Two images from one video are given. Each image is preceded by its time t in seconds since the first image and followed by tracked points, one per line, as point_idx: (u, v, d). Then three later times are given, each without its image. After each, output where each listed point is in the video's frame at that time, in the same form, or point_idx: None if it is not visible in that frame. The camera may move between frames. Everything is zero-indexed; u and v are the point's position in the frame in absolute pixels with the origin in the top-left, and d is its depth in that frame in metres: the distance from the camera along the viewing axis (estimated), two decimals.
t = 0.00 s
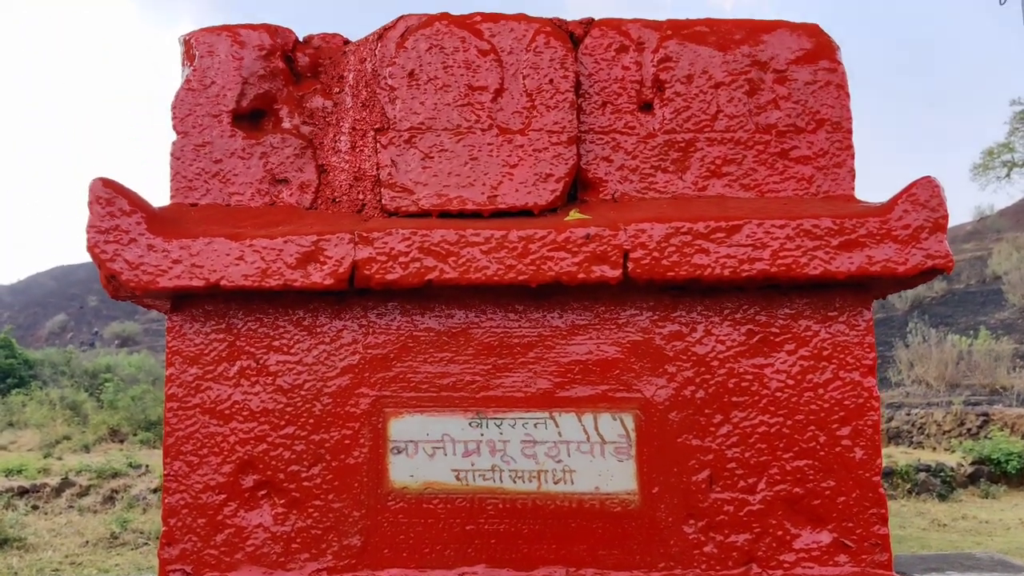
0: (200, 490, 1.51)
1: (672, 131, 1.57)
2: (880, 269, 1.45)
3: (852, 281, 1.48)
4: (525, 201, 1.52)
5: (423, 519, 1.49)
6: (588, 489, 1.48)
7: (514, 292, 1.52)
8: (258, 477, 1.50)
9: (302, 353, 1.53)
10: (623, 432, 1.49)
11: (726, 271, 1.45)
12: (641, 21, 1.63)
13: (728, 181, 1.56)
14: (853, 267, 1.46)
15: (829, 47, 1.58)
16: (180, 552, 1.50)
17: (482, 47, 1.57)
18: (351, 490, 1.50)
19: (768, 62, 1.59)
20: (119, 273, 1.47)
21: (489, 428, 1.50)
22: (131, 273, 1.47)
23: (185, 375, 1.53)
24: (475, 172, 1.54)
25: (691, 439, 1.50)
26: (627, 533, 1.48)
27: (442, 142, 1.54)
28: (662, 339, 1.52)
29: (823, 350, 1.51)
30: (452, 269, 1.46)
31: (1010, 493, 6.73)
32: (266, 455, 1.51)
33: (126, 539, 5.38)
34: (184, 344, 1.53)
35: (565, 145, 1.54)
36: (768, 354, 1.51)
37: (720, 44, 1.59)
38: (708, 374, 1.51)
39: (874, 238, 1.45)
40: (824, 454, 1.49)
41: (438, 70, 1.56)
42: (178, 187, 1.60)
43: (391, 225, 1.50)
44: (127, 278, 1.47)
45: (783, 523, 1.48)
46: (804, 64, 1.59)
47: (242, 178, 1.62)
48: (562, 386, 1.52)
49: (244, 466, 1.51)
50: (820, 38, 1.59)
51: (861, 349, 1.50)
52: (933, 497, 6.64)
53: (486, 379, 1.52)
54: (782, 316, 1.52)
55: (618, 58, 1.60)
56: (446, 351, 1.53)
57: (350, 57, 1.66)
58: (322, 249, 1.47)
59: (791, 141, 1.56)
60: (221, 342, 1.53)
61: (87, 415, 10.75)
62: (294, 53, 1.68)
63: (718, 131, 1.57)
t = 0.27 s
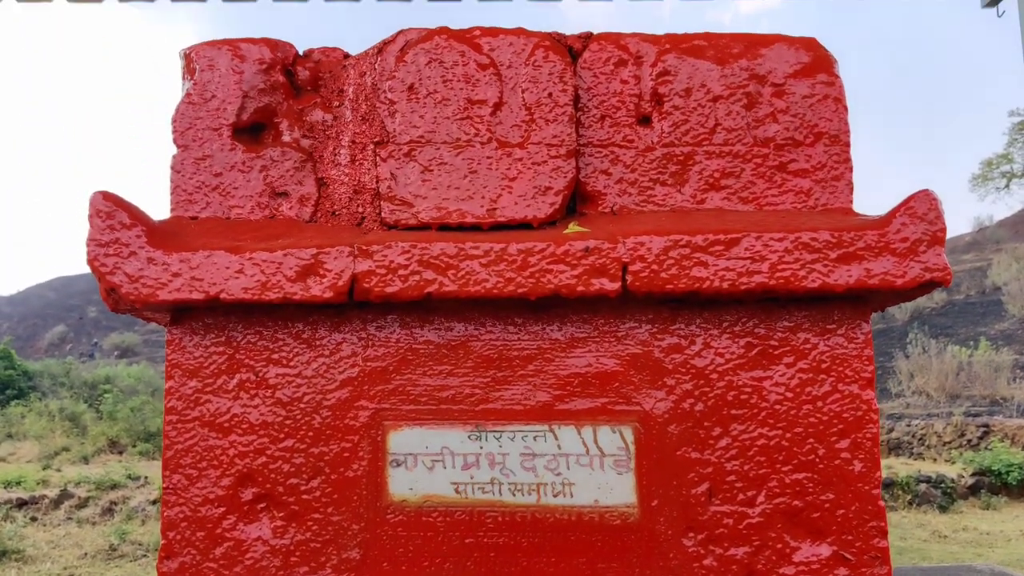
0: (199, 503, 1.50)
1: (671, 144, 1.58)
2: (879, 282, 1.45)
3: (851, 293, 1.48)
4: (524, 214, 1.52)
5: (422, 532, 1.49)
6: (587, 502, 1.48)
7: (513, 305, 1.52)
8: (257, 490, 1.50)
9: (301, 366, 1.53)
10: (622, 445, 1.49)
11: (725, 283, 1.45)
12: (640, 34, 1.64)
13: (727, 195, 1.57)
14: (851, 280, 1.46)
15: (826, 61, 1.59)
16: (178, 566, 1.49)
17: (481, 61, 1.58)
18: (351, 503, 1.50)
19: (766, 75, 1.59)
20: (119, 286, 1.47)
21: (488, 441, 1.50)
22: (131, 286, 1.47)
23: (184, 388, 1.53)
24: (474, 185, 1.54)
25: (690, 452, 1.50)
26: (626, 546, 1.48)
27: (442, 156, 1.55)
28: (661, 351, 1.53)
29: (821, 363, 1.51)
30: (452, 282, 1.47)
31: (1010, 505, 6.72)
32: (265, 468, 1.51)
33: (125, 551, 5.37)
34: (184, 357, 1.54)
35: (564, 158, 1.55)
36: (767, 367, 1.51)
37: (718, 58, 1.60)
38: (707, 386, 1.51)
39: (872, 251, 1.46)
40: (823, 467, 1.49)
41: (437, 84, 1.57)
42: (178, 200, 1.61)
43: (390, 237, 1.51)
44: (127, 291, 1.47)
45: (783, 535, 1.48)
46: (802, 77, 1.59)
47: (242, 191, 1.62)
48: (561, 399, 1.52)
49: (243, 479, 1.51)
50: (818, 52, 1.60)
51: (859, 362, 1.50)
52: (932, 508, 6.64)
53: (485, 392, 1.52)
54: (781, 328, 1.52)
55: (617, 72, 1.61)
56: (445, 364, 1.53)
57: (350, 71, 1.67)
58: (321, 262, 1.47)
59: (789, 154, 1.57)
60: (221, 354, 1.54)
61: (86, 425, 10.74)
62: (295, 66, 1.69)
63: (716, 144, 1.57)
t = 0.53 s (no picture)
0: (199, 510, 1.50)
1: (671, 151, 1.58)
2: (880, 289, 1.45)
3: (852, 300, 1.48)
4: (525, 221, 1.52)
5: (422, 540, 1.48)
6: (588, 510, 1.47)
7: (514, 312, 1.52)
8: (257, 497, 1.50)
9: (301, 373, 1.53)
10: (623, 452, 1.49)
11: (726, 291, 1.45)
12: (640, 42, 1.65)
13: (727, 202, 1.56)
14: (852, 287, 1.46)
15: (826, 68, 1.59)
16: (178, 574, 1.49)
17: (482, 68, 1.58)
18: (351, 511, 1.49)
19: (767, 82, 1.60)
20: (119, 293, 1.47)
21: (489, 448, 1.49)
22: (131, 293, 1.47)
23: (184, 395, 1.53)
24: (474, 192, 1.54)
25: (691, 459, 1.50)
26: (628, 554, 1.47)
27: (442, 162, 1.55)
28: (662, 358, 1.52)
29: (822, 370, 1.51)
30: (452, 289, 1.46)
31: (1011, 513, 6.72)
32: (265, 475, 1.50)
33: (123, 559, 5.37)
34: (184, 364, 1.53)
35: (564, 165, 1.54)
36: (768, 374, 1.51)
37: (719, 65, 1.61)
38: (708, 393, 1.51)
39: (873, 258, 1.45)
40: (825, 475, 1.48)
41: (438, 91, 1.57)
42: (179, 207, 1.61)
43: (391, 244, 1.51)
44: (127, 298, 1.47)
45: (784, 543, 1.48)
46: (802, 84, 1.60)
47: (242, 198, 1.62)
48: (562, 406, 1.51)
49: (243, 487, 1.50)
50: (818, 59, 1.60)
51: (860, 369, 1.50)
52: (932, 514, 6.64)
53: (486, 399, 1.52)
54: (782, 335, 1.52)
55: (617, 79, 1.61)
56: (445, 371, 1.53)
57: (350, 78, 1.68)
58: (322, 269, 1.47)
59: (790, 161, 1.57)
60: (221, 361, 1.53)
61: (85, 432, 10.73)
62: (295, 73, 1.69)
63: (717, 151, 1.57)
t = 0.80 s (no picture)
0: (201, 511, 1.49)
1: (676, 152, 1.57)
2: (886, 291, 1.44)
3: (858, 303, 1.47)
4: (529, 222, 1.52)
5: (425, 542, 1.48)
6: (592, 512, 1.46)
7: (518, 313, 1.51)
8: (259, 498, 1.49)
9: (304, 373, 1.52)
10: (627, 454, 1.48)
11: (731, 292, 1.45)
12: (646, 42, 1.64)
13: (732, 203, 1.56)
14: (858, 289, 1.45)
15: (832, 69, 1.59)
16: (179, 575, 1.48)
17: (486, 68, 1.57)
18: (353, 512, 1.49)
19: (772, 83, 1.59)
20: (121, 293, 1.46)
21: (492, 449, 1.49)
22: (134, 292, 1.46)
23: (186, 395, 1.52)
24: (479, 192, 1.53)
25: (696, 462, 1.49)
26: (631, 556, 1.47)
27: (447, 163, 1.54)
28: (666, 360, 1.52)
29: (828, 372, 1.50)
30: (456, 290, 1.46)
31: (1010, 516, 6.71)
32: (267, 476, 1.50)
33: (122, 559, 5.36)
34: (186, 364, 1.53)
35: (569, 166, 1.54)
36: (773, 376, 1.50)
37: (724, 66, 1.60)
38: (712, 396, 1.50)
39: (879, 260, 1.45)
40: (830, 477, 1.48)
41: (442, 91, 1.56)
42: (181, 206, 1.60)
43: (394, 245, 1.50)
44: (130, 298, 1.46)
45: (789, 546, 1.47)
46: (808, 85, 1.59)
47: (245, 198, 1.62)
48: (566, 408, 1.51)
49: (245, 487, 1.50)
50: (823, 60, 1.60)
51: (866, 371, 1.49)
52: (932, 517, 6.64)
53: (489, 400, 1.51)
54: (787, 337, 1.51)
55: (622, 80, 1.61)
56: (448, 372, 1.52)
57: (354, 78, 1.67)
58: (325, 269, 1.46)
59: (795, 162, 1.56)
60: (223, 362, 1.53)
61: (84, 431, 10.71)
62: (298, 73, 1.69)
63: (722, 152, 1.57)
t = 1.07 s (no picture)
0: (208, 503, 1.49)
1: (687, 146, 1.56)
2: (897, 286, 1.44)
3: (869, 297, 1.46)
4: (539, 215, 1.51)
5: (432, 535, 1.47)
6: (600, 506, 1.46)
7: (527, 306, 1.50)
8: (266, 491, 1.49)
9: (312, 366, 1.51)
10: (636, 449, 1.48)
11: (742, 286, 1.44)
12: (656, 35, 1.63)
13: (743, 197, 1.55)
14: (869, 284, 1.44)
15: (844, 63, 1.58)
16: (185, 567, 1.47)
17: (496, 59, 1.56)
18: (361, 506, 1.48)
19: (783, 77, 1.58)
20: (128, 283, 1.45)
21: (501, 443, 1.48)
22: (141, 283, 1.45)
23: (193, 387, 1.51)
24: (488, 185, 1.53)
25: (705, 456, 1.48)
26: (640, 550, 1.46)
27: (456, 155, 1.53)
28: (676, 354, 1.51)
29: (838, 367, 1.49)
30: (466, 282, 1.45)
31: (1009, 515, 6.72)
32: (275, 469, 1.49)
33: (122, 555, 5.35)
34: (193, 355, 1.52)
35: (579, 159, 1.53)
36: (783, 371, 1.50)
37: (735, 59, 1.59)
38: (722, 390, 1.50)
39: (891, 255, 1.44)
40: (840, 473, 1.47)
41: (452, 82, 1.55)
42: (188, 197, 1.59)
43: (403, 237, 1.49)
44: (137, 288, 1.45)
45: (798, 541, 1.46)
46: (819, 79, 1.58)
47: (253, 189, 1.61)
48: (575, 401, 1.50)
49: (252, 480, 1.49)
50: (835, 54, 1.59)
51: (876, 366, 1.49)
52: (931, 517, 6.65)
53: (498, 394, 1.51)
54: (797, 332, 1.50)
55: (632, 72, 1.60)
56: (457, 365, 1.52)
57: (363, 69, 1.66)
58: (334, 261, 1.45)
59: (806, 156, 1.56)
60: (230, 353, 1.52)
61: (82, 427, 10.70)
62: (306, 64, 1.68)
63: (733, 146, 1.56)
